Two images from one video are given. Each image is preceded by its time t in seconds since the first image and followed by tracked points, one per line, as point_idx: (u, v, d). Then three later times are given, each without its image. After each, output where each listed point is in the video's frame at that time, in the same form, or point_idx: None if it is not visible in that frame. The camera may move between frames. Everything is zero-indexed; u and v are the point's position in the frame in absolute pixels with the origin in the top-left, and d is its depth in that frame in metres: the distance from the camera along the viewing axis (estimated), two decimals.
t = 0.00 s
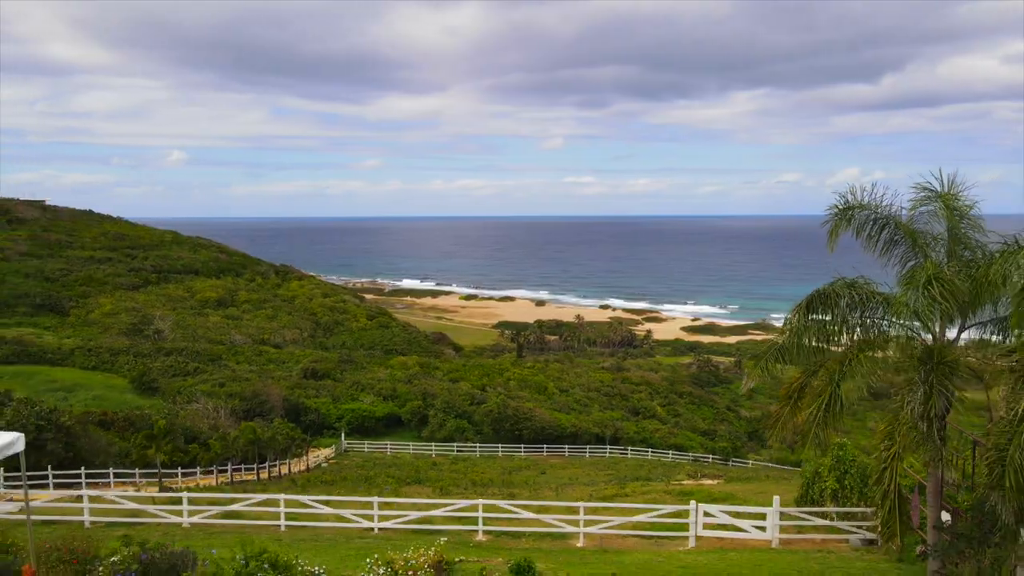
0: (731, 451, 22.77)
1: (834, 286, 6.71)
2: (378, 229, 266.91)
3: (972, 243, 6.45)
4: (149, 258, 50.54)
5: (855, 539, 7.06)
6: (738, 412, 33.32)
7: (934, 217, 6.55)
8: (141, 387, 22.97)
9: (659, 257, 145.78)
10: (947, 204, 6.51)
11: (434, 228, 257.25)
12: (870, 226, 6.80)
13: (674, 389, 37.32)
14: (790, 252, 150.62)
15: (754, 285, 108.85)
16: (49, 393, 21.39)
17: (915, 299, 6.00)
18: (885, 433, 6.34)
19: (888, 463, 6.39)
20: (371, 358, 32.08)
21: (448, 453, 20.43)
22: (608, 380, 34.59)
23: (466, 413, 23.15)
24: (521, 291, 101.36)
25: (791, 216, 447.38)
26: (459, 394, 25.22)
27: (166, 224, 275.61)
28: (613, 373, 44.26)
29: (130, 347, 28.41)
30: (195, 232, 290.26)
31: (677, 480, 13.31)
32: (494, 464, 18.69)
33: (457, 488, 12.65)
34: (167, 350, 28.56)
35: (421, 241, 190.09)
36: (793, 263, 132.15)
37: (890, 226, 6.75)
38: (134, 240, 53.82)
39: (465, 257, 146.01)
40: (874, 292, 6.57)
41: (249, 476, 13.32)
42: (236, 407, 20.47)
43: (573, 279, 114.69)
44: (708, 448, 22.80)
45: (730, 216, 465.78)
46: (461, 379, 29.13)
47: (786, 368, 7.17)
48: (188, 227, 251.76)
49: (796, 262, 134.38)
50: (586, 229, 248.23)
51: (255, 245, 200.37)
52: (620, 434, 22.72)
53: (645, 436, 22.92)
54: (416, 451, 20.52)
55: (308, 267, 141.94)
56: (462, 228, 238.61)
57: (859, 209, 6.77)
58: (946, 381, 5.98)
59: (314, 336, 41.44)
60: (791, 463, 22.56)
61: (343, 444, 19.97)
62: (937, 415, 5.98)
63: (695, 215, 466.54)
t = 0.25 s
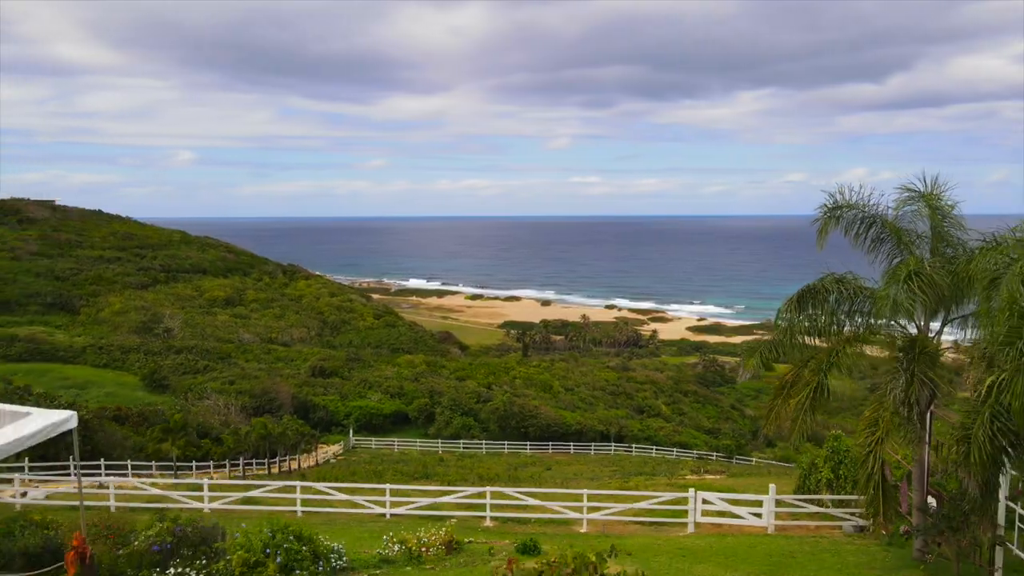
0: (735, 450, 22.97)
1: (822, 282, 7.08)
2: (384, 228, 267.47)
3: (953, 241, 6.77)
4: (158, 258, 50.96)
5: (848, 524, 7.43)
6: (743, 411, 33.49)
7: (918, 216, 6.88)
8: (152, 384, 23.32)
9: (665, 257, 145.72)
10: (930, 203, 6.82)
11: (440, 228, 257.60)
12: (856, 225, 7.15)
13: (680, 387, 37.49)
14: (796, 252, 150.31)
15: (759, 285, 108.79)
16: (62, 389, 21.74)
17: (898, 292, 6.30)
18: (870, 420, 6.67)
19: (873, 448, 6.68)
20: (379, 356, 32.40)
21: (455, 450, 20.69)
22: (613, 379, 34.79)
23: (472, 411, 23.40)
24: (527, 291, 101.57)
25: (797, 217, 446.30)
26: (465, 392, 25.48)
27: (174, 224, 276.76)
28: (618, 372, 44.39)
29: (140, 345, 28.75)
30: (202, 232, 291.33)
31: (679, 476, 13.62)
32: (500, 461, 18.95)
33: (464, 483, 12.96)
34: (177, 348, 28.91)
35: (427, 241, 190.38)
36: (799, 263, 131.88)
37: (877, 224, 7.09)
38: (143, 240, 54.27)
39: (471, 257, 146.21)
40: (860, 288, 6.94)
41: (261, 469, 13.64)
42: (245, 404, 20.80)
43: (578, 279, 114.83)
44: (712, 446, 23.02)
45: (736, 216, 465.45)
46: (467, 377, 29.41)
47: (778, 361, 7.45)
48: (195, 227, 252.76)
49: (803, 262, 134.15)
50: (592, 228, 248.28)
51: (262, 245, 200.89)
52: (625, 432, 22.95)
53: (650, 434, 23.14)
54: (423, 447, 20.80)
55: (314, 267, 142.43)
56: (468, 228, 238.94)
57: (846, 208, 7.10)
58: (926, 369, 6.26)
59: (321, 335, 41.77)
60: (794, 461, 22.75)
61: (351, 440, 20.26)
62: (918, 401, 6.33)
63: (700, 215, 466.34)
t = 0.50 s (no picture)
0: (738, 448, 23.17)
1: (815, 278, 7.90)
2: (390, 228, 267.86)
3: (939, 239, 7.48)
4: (166, 257, 51.33)
5: (843, 513, 8.10)
6: (747, 410, 33.61)
7: (905, 216, 7.64)
8: (163, 381, 23.64)
9: (670, 258, 145.58)
10: (915, 203, 7.57)
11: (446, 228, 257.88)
12: (848, 223, 7.95)
13: (684, 387, 37.60)
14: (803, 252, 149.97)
15: (765, 285, 108.65)
16: (74, 386, 22.07)
17: (883, 286, 7.03)
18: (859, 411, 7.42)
19: (860, 438, 7.41)
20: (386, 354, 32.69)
21: (461, 447, 20.95)
22: (618, 378, 34.96)
23: (478, 409, 23.66)
24: (533, 291, 101.71)
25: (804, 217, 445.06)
26: (472, 390, 25.73)
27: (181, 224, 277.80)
28: (623, 371, 44.50)
29: (150, 343, 29.08)
30: (209, 232, 292.33)
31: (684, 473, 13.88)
32: (507, 458, 19.17)
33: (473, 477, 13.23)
34: (186, 346, 29.24)
35: (433, 241, 190.56)
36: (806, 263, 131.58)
37: (867, 223, 7.88)
38: (151, 239, 54.67)
39: (477, 257, 146.29)
40: (850, 283, 7.73)
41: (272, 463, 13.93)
42: (255, 401, 21.11)
43: (584, 279, 114.92)
44: (716, 444, 23.20)
45: (742, 216, 464.46)
46: (473, 376, 29.64)
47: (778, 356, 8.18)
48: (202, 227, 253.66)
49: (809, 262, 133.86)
50: (598, 228, 248.26)
51: (268, 245, 201.41)
52: (630, 430, 23.16)
53: (654, 432, 23.36)
54: (430, 444, 21.07)
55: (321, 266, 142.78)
56: (474, 228, 239.17)
57: (837, 208, 7.92)
58: (907, 361, 7.12)
59: (328, 333, 42.07)
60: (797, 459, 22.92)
61: (360, 436, 20.53)
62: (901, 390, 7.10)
63: (706, 215, 465.48)
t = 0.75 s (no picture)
0: (742, 446, 23.33)
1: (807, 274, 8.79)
2: (396, 228, 268.25)
3: (925, 236, 8.40)
4: (174, 257, 51.67)
5: (838, 502, 9.28)
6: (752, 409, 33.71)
7: (894, 214, 8.60)
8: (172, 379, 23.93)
9: (676, 258, 145.42)
10: (902, 202, 8.52)
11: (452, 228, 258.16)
12: (839, 221, 8.89)
13: (689, 386, 37.69)
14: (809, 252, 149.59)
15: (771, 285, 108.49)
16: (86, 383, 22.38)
17: (870, 281, 8.08)
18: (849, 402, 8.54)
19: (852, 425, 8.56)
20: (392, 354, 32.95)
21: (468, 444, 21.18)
22: (623, 378, 35.10)
23: (484, 406, 23.89)
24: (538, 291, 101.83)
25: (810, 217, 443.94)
26: (478, 388, 25.96)
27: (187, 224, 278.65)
28: (628, 370, 44.61)
29: (160, 342, 29.37)
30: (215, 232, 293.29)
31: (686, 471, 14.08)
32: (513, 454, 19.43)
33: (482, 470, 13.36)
34: (195, 344, 29.54)
35: (438, 241, 190.65)
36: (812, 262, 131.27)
37: (857, 221, 8.83)
38: (159, 239, 55.02)
39: (483, 257, 146.41)
40: (839, 278, 8.69)
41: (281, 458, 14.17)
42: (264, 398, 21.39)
43: (590, 279, 114.99)
44: (720, 442, 23.37)
45: (749, 216, 463.39)
46: (479, 374, 29.87)
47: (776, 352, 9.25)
48: (209, 227, 254.44)
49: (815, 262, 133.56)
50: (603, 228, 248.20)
51: (274, 245, 201.70)
52: (634, 428, 23.35)
53: (658, 430, 23.54)
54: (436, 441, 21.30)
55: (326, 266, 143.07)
56: (480, 228, 239.40)
57: (829, 207, 8.83)
58: (893, 353, 8.19)
59: (335, 333, 42.33)
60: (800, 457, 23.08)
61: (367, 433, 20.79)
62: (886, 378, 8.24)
63: (712, 215, 464.75)
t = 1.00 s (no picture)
0: (746, 444, 23.50)
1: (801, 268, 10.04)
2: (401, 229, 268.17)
3: (914, 232, 9.70)
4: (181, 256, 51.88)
5: (833, 493, 10.85)
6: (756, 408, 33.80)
7: (885, 212, 9.86)
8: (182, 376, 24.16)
9: (682, 258, 145.20)
10: (894, 201, 9.79)
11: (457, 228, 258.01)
12: (834, 217, 10.18)
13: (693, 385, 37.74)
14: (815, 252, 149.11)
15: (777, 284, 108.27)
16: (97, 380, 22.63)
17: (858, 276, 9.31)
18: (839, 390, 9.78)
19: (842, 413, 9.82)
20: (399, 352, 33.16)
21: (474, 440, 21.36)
22: (628, 376, 35.24)
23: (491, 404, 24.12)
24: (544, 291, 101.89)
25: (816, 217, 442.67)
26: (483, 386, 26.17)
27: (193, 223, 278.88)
28: (633, 370, 44.68)
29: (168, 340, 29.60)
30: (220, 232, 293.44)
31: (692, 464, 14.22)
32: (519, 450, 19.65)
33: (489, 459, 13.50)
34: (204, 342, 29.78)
35: (443, 241, 190.41)
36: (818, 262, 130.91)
37: (851, 218, 10.09)
38: (165, 238, 55.22)
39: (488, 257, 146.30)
40: (830, 271, 9.92)
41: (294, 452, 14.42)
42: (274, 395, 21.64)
43: (595, 279, 114.95)
44: (724, 440, 23.55)
45: (754, 216, 462.41)
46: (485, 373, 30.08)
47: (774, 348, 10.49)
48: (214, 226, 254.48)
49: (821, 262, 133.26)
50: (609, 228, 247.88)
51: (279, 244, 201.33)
52: (639, 425, 23.54)
53: (664, 427, 23.73)
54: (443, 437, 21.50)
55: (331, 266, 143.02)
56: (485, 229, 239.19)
57: (823, 206, 10.17)
58: (879, 343, 9.44)
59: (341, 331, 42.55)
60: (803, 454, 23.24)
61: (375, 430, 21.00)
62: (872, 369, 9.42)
63: (718, 216, 463.74)
